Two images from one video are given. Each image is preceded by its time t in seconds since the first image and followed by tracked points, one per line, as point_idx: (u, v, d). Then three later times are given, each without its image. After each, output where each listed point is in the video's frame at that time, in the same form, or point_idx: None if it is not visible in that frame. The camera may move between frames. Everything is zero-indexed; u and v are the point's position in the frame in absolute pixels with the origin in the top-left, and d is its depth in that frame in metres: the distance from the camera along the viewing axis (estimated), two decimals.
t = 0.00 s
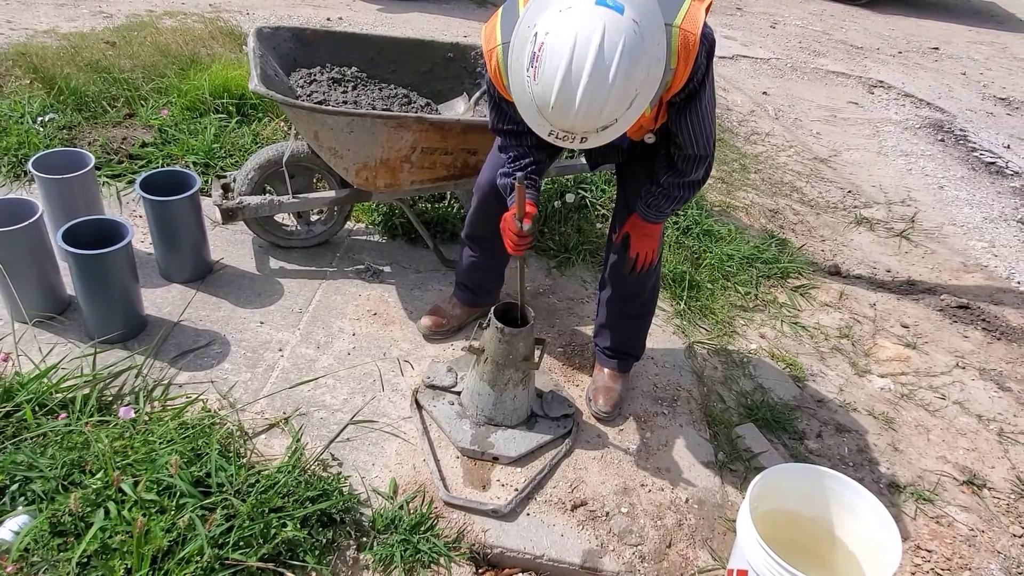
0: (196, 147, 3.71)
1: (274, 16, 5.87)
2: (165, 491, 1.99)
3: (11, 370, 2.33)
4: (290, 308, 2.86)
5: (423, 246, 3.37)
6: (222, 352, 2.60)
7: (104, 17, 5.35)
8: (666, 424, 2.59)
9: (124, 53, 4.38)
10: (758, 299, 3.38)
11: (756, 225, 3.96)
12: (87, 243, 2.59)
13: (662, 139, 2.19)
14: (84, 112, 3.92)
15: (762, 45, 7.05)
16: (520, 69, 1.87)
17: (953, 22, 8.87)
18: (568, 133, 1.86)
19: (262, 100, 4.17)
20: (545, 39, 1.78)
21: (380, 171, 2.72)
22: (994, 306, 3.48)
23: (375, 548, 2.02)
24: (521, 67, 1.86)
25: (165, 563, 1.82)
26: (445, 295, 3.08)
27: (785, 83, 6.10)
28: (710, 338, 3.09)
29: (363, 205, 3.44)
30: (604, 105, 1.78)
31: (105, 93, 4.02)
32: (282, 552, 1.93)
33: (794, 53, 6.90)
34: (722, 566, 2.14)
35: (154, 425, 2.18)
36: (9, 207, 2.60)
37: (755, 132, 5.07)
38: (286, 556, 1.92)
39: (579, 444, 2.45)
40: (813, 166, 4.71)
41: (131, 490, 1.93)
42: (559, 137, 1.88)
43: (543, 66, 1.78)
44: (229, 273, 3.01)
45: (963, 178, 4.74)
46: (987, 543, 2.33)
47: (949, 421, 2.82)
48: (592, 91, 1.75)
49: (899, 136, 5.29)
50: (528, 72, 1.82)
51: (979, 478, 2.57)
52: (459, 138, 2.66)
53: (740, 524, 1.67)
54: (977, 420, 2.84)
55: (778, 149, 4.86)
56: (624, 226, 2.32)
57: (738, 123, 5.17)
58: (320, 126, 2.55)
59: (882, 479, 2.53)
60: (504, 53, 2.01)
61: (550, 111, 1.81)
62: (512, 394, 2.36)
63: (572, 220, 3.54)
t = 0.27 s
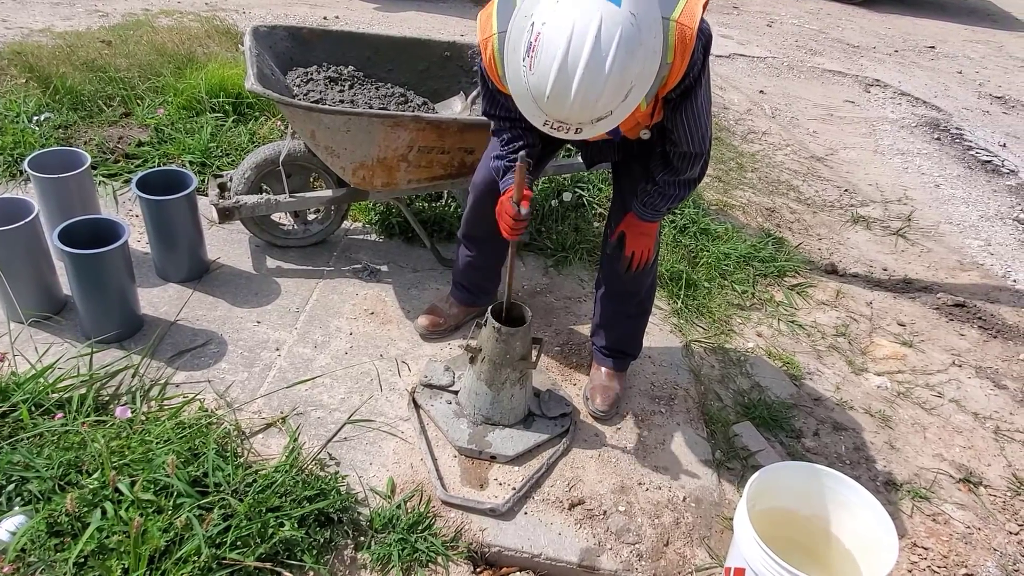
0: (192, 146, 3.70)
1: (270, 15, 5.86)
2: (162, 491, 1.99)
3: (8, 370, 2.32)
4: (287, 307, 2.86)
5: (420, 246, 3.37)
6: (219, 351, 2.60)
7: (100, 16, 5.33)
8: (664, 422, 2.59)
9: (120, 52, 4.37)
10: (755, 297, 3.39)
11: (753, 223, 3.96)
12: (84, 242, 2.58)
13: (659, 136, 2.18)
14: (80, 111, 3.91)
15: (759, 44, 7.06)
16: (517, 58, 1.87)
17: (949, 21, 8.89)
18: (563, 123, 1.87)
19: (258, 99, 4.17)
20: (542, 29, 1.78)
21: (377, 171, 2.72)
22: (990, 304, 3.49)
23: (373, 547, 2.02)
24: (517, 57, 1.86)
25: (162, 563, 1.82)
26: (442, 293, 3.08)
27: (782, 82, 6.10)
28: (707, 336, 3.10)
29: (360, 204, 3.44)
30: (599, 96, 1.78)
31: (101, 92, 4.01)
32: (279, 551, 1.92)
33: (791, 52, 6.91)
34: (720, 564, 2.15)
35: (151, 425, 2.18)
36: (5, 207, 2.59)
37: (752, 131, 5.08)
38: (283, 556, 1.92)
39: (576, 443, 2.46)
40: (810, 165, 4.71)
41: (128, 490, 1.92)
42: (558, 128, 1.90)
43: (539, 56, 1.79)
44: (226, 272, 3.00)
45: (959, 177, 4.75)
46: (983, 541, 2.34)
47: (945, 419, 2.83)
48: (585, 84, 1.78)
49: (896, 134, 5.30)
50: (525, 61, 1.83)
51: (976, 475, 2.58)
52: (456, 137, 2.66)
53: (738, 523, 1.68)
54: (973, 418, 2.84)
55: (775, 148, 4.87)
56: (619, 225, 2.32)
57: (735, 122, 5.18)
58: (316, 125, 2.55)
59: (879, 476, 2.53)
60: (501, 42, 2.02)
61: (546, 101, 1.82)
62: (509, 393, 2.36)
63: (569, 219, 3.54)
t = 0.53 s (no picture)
0: (189, 145, 3.70)
1: (266, 14, 5.85)
2: (159, 490, 1.98)
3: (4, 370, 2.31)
4: (284, 307, 2.85)
5: (417, 245, 3.37)
6: (216, 351, 2.59)
7: (95, 15, 5.31)
8: (661, 421, 2.59)
9: (116, 51, 4.36)
10: (752, 296, 3.39)
11: (750, 222, 3.97)
12: (80, 242, 2.57)
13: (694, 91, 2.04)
14: (76, 110, 3.90)
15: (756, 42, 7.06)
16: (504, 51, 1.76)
17: (945, 19, 8.91)
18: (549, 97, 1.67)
19: (255, 99, 4.16)
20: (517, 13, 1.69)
21: (374, 170, 2.72)
22: (986, 302, 3.50)
23: (371, 546, 2.01)
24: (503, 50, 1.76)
25: (160, 563, 1.82)
26: (440, 292, 3.08)
27: (779, 80, 6.11)
28: (704, 335, 3.10)
29: (357, 203, 3.44)
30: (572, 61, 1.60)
31: (97, 92, 4.00)
32: (277, 551, 1.92)
33: (787, 51, 6.92)
34: (717, 562, 2.15)
35: (148, 425, 2.18)
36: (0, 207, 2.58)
37: (748, 129, 5.09)
38: (281, 555, 1.92)
39: (574, 442, 2.46)
40: (807, 163, 4.72)
41: (125, 490, 1.92)
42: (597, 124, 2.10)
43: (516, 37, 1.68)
44: (223, 272, 3.00)
45: (955, 175, 4.76)
46: (979, 538, 2.35)
47: (942, 417, 2.83)
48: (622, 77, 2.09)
49: (892, 133, 5.32)
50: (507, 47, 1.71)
51: (972, 473, 2.59)
52: (454, 136, 2.65)
53: (736, 521, 1.68)
54: (969, 416, 2.85)
55: (772, 147, 4.87)
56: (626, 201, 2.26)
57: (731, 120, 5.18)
58: (313, 124, 2.54)
59: (876, 475, 2.54)
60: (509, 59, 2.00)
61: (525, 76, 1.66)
62: (507, 392, 2.36)
63: (567, 218, 3.55)
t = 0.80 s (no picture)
0: (185, 145, 3.69)
1: (263, 13, 5.84)
2: (156, 491, 1.98)
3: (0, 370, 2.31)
4: (281, 306, 2.85)
5: (415, 244, 3.37)
6: (212, 350, 2.59)
7: (91, 14, 5.30)
8: (659, 420, 2.60)
9: (112, 50, 4.35)
10: (749, 294, 3.40)
11: (747, 221, 3.97)
12: (76, 242, 2.57)
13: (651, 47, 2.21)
14: (72, 110, 3.89)
15: (752, 41, 7.07)
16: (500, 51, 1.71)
17: (941, 18, 8.92)
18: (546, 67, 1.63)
19: (252, 98, 4.15)
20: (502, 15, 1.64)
21: (370, 169, 2.72)
22: (982, 301, 3.51)
23: (368, 545, 2.01)
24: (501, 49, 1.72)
25: (157, 563, 1.81)
26: (437, 292, 3.08)
27: (775, 79, 6.12)
28: (701, 333, 3.10)
29: (354, 202, 3.44)
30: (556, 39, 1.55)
31: (93, 91, 3.99)
32: (275, 550, 1.92)
33: (784, 49, 6.92)
34: (714, 560, 2.16)
35: (145, 424, 2.17)
36: None
37: (745, 128, 5.09)
38: (279, 555, 1.92)
39: (572, 441, 2.46)
40: (804, 162, 4.73)
41: (122, 490, 1.92)
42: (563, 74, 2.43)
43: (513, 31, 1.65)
44: (220, 271, 3.00)
45: (951, 174, 4.77)
46: (976, 536, 2.35)
47: (938, 415, 2.84)
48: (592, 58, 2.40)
49: (888, 131, 5.32)
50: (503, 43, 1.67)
51: (968, 471, 2.59)
52: (451, 135, 2.65)
53: (732, 519, 1.68)
54: (966, 414, 2.86)
55: (768, 145, 4.88)
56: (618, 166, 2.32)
57: (728, 119, 5.19)
58: (310, 123, 2.54)
59: (873, 473, 2.54)
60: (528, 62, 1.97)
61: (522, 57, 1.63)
62: (504, 391, 2.36)
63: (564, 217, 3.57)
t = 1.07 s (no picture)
0: (182, 144, 3.69)
1: (259, 12, 5.83)
2: (153, 490, 1.98)
3: None
4: (278, 306, 2.85)
5: (412, 243, 3.37)
6: (209, 350, 2.58)
7: (87, 13, 5.28)
8: (656, 418, 2.60)
9: (107, 49, 4.34)
10: (746, 293, 3.41)
11: (744, 219, 3.98)
12: (72, 242, 2.56)
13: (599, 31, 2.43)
14: (67, 109, 3.88)
15: (749, 40, 7.08)
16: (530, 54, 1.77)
17: (937, 17, 8.93)
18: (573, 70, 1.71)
19: (248, 97, 4.15)
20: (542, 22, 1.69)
21: (367, 168, 2.72)
22: (978, 299, 3.52)
23: (366, 545, 2.01)
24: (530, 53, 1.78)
25: (154, 563, 1.81)
26: (434, 291, 3.08)
27: (772, 78, 6.13)
28: (698, 332, 3.11)
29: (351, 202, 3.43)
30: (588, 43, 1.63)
31: (89, 90, 3.98)
32: (272, 550, 1.92)
33: (780, 48, 6.93)
34: (712, 558, 2.16)
35: (141, 424, 2.17)
36: None
37: (742, 127, 5.10)
38: (276, 554, 1.92)
39: (569, 439, 2.46)
40: (800, 161, 4.73)
41: (118, 490, 1.91)
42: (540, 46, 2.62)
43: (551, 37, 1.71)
44: (217, 271, 2.99)
45: (948, 172, 4.78)
46: (972, 533, 2.36)
47: (935, 413, 2.85)
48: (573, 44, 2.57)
49: (885, 130, 5.33)
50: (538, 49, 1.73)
51: (965, 469, 2.60)
52: (447, 134, 2.65)
53: (730, 518, 1.68)
54: (962, 412, 2.87)
55: (765, 144, 4.89)
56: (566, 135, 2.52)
57: (725, 118, 5.19)
58: (306, 122, 2.53)
59: (869, 470, 2.55)
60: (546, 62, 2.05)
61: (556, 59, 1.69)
62: (501, 390, 2.36)
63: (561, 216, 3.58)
